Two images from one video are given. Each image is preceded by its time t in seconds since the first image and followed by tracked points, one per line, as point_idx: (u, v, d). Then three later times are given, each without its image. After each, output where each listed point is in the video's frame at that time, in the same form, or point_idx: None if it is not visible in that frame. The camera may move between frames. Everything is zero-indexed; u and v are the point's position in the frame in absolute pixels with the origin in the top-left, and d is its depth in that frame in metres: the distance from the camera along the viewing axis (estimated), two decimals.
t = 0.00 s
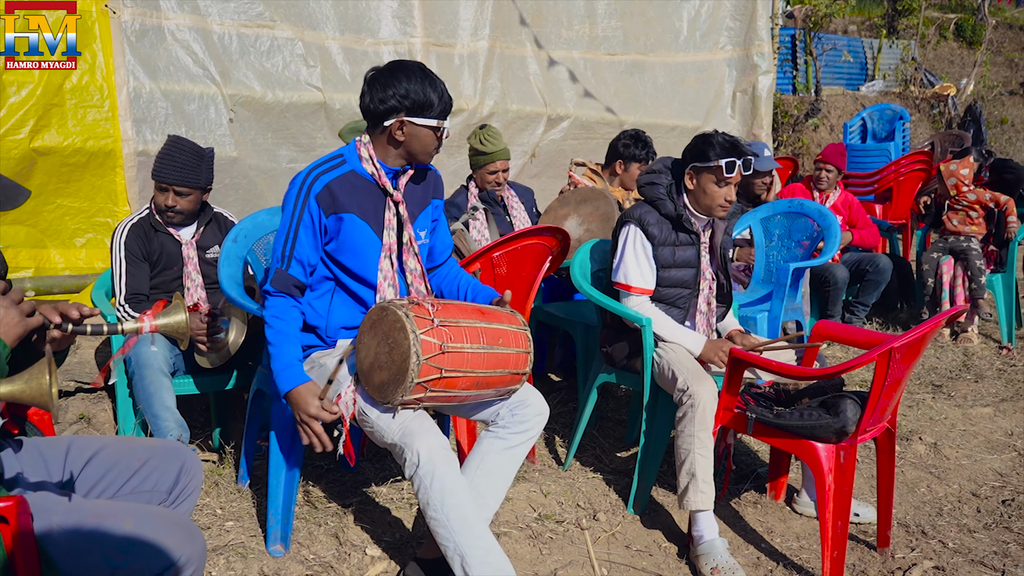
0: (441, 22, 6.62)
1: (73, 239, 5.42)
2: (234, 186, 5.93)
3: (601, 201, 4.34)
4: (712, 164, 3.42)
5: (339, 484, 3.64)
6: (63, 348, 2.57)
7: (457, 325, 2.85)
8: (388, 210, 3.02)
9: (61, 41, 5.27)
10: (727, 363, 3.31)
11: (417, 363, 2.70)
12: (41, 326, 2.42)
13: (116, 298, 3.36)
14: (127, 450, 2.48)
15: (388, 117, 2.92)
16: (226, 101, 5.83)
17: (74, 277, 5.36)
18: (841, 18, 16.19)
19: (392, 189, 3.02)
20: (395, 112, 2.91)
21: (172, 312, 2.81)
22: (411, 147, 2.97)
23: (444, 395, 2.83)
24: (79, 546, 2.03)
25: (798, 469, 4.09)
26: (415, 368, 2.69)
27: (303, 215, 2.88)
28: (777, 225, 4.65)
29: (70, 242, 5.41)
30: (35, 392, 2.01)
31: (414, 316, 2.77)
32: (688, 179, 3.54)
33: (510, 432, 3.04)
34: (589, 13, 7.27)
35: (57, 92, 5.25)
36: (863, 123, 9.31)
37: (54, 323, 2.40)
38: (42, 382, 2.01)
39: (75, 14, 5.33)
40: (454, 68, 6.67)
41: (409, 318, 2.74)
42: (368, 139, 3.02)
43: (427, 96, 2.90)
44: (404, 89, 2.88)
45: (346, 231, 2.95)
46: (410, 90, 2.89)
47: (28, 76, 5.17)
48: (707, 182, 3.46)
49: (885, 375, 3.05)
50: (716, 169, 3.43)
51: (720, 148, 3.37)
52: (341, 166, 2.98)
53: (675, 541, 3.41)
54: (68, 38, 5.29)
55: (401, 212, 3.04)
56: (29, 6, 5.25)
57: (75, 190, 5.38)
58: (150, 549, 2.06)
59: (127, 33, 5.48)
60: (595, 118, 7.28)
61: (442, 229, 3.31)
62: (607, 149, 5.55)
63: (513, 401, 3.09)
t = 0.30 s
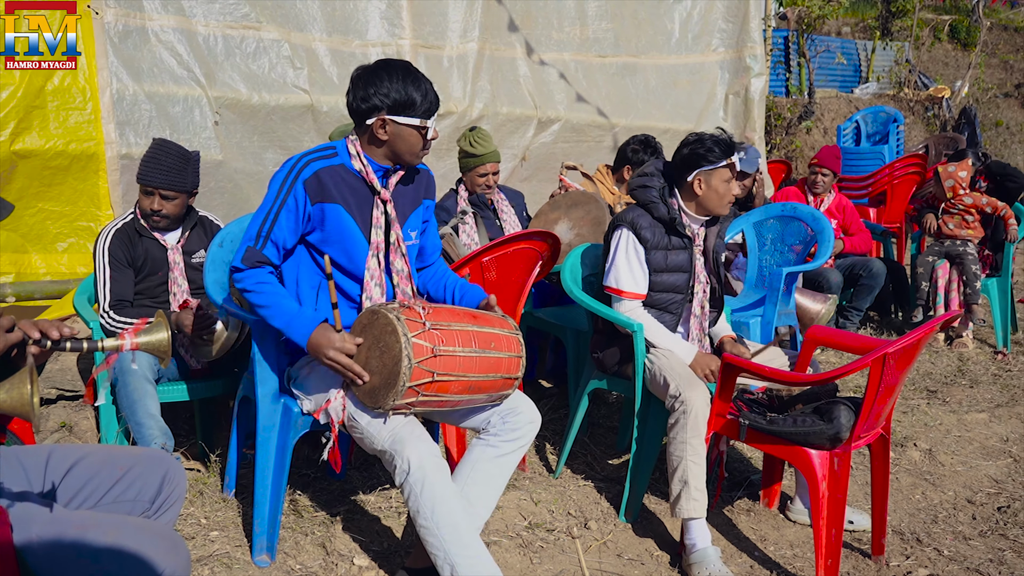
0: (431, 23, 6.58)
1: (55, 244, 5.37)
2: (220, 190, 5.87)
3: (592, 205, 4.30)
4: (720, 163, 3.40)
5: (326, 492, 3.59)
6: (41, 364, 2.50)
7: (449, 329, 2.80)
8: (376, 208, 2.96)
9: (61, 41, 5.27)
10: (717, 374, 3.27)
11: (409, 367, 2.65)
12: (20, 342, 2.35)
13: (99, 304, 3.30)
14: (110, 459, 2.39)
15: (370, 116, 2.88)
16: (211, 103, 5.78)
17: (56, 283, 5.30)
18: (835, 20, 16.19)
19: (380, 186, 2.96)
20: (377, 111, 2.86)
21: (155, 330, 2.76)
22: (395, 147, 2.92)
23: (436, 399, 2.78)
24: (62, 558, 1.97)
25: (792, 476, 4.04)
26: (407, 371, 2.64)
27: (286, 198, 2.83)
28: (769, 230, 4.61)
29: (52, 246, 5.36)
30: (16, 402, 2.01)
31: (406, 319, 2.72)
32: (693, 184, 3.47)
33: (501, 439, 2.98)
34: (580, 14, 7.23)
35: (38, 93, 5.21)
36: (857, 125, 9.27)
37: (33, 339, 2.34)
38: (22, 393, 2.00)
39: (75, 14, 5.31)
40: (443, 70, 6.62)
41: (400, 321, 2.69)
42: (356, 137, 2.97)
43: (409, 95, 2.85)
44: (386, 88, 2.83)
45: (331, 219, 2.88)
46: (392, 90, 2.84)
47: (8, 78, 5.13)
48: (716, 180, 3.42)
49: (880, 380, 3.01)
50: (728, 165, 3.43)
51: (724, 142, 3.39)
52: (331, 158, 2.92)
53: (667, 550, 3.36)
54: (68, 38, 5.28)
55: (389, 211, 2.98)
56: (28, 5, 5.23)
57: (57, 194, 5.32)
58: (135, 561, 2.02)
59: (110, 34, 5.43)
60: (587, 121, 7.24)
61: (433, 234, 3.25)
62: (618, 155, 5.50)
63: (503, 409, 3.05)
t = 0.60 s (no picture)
0: (424, 23, 6.53)
1: (41, 249, 5.29)
2: (209, 193, 5.79)
3: (588, 208, 4.24)
4: (718, 169, 3.34)
5: (317, 502, 3.52)
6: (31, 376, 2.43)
7: (440, 337, 2.73)
8: (366, 216, 2.89)
9: (61, 40, 5.23)
10: (719, 381, 3.23)
11: (399, 376, 2.58)
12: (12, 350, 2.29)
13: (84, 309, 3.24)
14: (95, 468, 2.27)
15: (360, 121, 2.81)
16: (200, 104, 5.72)
17: (41, 287, 5.22)
18: (835, 21, 16.16)
19: (369, 194, 2.89)
20: (366, 116, 2.79)
21: (149, 340, 2.76)
22: (385, 152, 2.85)
23: (427, 408, 2.71)
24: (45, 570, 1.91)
25: (792, 484, 3.98)
26: (397, 381, 2.58)
27: (278, 214, 2.77)
28: (768, 233, 4.55)
29: (37, 250, 5.28)
30: None
31: (396, 327, 2.65)
32: (694, 191, 3.40)
33: (496, 447, 2.92)
34: (576, 15, 7.18)
35: (22, 95, 5.11)
36: (857, 128, 9.22)
37: (26, 346, 2.29)
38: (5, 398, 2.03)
39: (75, 14, 5.30)
40: (437, 71, 6.56)
41: (390, 328, 2.62)
42: (345, 144, 2.91)
43: (398, 99, 2.78)
44: (375, 92, 2.77)
45: (321, 233, 2.82)
46: (380, 94, 2.78)
47: None
48: (715, 186, 3.36)
49: (880, 386, 2.95)
50: (727, 170, 3.37)
51: (720, 147, 3.33)
52: (319, 169, 2.86)
53: (665, 560, 3.30)
54: (68, 38, 5.26)
55: (378, 219, 2.90)
56: (30, 7, 5.21)
57: (41, 197, 5.24)
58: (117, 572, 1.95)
59: (97, 34, 5.38)
60: (583, 123, 7.18)
61: (426, 240, 3.19)
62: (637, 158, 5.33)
63: (498, 416, 2.98)
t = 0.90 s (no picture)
0: (423, 18, 6.46)
1: (32, 248, 5.25)
2: (203, 191, 5.74)
3: (590, 206, 4.17)
4: (724, 166, 3.27)
5: (314, 505, 3.46)
6: (27, 377, 2.36)
7: (439, 337, 2.66)
8: (361, 212, 2.82)
9: (61, 41, 5.22)
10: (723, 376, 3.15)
11: (396, 378, 2.51)
12: (8, 348, 2.22)
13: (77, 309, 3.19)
14: (87, 471, 2.20)
15: (355, 117, 2.75)
16: (195, 101, 5.65)
17: (33, 287, 5.17)
18: (843, 16, 16.05)
19: (364, 190, 2.83)
20: (362, 111, 2.73)
21: (149, 335, 2.70)
22: (382, 148, 2.78)
23: (426, 411, 2.64)
24: (38, 572, 1.84)
25: (798, 488, 3.91)
26: (396, 381, 2.51)
27: (271, 216, 2.70)
28: (775, 232, 4.48)
29: (28, 250, 5.24)
30: None
31: (394, 327, 2.58)
32: (698, 188, 3.33)
33: (496, 450, 2.85)
34: (578, 9, 7.10)
35: (14, 91, 5.09)
36: (865, 125, 9.12)
37: (23, 344, 2.20)
38: None
39: (74, 14, 5.27)
40: (437, 66, 6.50)
41: (388, 329, 2.55)
42: (339, 139, 2.84)
43: (395, 94, 2.71)
44: (370, 87, 2.70)
45: (317, 233, 2.76)
46: (376, 89, 2.71)
47: None
48: (720, 183, 3.29)
49: (889, 388, 2.88)
50: (733, 168, 3.30)
51: (726, 144, 3.26)
52: (312, 167, 2.79)
53: (669, 565, 3.23)
54: (68, 38, 5.24)
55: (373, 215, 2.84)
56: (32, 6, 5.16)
57: (34, 196, 5.20)
58: None
59: (90, 30, 5.33)
60: (586, 120, 7.10)
61: (422, 236, 3.10)
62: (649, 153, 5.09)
63: (498, 418, 2.91)
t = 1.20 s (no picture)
0: (424, 10, 6.40)
1: (28, 242, 5.21)
2: (200, 185, 5.69)
3: (594, 201, 4.12)
4: (731, 160, 3.21)
5: (314, 503, 3.42)
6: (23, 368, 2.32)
7: (444, 331, 2.61)
8: (361, 204, 2.78)
9: (61, 41, 5.20)
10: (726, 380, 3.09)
11: (402, 371, 2.46)
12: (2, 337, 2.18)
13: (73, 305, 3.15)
14: (83, 468, 2.15)
15: (354, 108, 2.70)
16: (193, 93, 5.61)
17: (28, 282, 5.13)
18: (852, 8, 15.95)
19: (364, 181, 2.78)
20: (362, 103, 2.68)
21: (144, 322, 2.67)
22: (381, 141, 2.73)
23: (430, 405, 2.59)
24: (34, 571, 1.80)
25: (804, 486, 3.86)
26: (401, 375, 2.46)
27: (267, 197, 2.64)
28: (782, 227, 4.44)
29: (24, 244, 5.20)
30: None
31: (399, 320, 2.54)
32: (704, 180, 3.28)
33: (499, 447, 2.80)
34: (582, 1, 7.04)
35: (10, 83, 5.07)
36: (874, 118, 9.04)
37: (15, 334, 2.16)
38: None
39: (75, 14, 5.26)
40: (438, 58, 6.44)
41: (393, 321, 2.51)
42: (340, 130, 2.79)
43: (396, 86, 2.66)
44: (372, 78, 2.65)
45: (314, 217, 2.71)
46: (377, 80, 2.66)
47: None
48: (726, 177, 3.24)
49: (897, 386, 2.82)
50: (740, 162, 3.24)
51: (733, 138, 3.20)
52: (314, 152, 2.74)
53: (674, 564, 3.18)
54: (68, 38, 5.22)
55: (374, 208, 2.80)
56: (32, 5, 5.18)
57: (30, 189, 5.16)
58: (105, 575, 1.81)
59: (86, 21, 5.30)
60: (589, 113, 7.04)
61: (423, 229, 3.06)
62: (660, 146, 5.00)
63: (501, 415, 2.86)
